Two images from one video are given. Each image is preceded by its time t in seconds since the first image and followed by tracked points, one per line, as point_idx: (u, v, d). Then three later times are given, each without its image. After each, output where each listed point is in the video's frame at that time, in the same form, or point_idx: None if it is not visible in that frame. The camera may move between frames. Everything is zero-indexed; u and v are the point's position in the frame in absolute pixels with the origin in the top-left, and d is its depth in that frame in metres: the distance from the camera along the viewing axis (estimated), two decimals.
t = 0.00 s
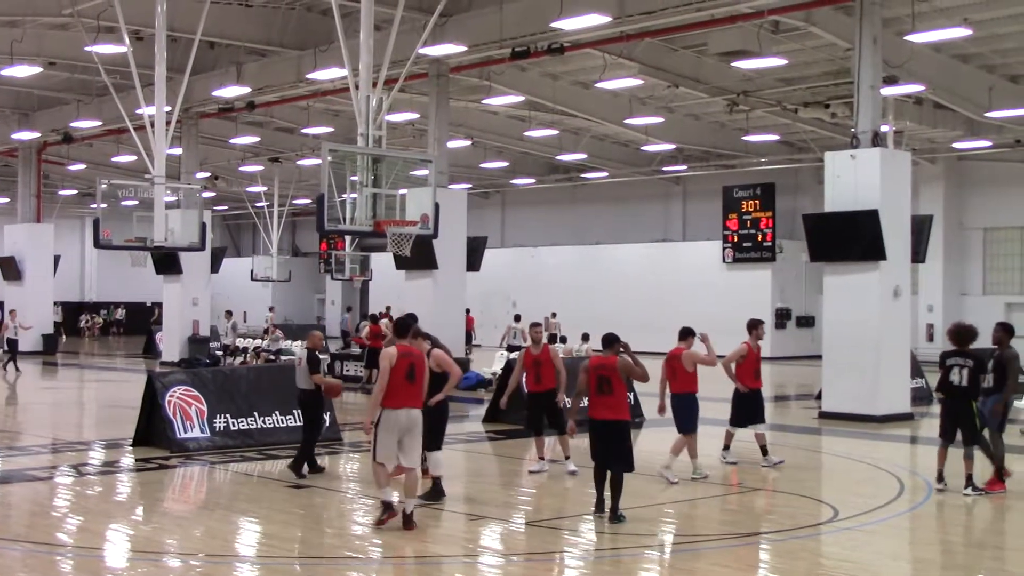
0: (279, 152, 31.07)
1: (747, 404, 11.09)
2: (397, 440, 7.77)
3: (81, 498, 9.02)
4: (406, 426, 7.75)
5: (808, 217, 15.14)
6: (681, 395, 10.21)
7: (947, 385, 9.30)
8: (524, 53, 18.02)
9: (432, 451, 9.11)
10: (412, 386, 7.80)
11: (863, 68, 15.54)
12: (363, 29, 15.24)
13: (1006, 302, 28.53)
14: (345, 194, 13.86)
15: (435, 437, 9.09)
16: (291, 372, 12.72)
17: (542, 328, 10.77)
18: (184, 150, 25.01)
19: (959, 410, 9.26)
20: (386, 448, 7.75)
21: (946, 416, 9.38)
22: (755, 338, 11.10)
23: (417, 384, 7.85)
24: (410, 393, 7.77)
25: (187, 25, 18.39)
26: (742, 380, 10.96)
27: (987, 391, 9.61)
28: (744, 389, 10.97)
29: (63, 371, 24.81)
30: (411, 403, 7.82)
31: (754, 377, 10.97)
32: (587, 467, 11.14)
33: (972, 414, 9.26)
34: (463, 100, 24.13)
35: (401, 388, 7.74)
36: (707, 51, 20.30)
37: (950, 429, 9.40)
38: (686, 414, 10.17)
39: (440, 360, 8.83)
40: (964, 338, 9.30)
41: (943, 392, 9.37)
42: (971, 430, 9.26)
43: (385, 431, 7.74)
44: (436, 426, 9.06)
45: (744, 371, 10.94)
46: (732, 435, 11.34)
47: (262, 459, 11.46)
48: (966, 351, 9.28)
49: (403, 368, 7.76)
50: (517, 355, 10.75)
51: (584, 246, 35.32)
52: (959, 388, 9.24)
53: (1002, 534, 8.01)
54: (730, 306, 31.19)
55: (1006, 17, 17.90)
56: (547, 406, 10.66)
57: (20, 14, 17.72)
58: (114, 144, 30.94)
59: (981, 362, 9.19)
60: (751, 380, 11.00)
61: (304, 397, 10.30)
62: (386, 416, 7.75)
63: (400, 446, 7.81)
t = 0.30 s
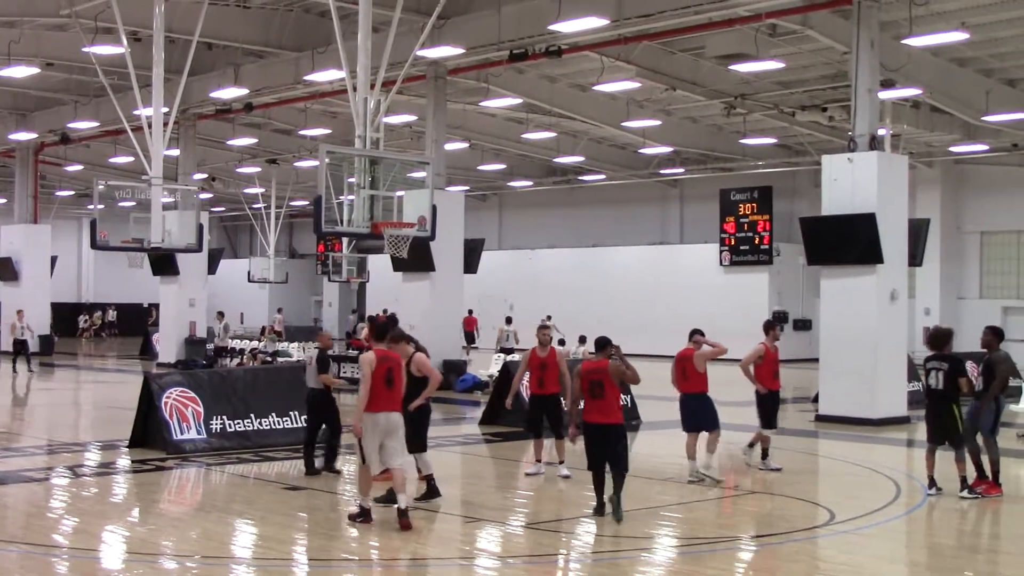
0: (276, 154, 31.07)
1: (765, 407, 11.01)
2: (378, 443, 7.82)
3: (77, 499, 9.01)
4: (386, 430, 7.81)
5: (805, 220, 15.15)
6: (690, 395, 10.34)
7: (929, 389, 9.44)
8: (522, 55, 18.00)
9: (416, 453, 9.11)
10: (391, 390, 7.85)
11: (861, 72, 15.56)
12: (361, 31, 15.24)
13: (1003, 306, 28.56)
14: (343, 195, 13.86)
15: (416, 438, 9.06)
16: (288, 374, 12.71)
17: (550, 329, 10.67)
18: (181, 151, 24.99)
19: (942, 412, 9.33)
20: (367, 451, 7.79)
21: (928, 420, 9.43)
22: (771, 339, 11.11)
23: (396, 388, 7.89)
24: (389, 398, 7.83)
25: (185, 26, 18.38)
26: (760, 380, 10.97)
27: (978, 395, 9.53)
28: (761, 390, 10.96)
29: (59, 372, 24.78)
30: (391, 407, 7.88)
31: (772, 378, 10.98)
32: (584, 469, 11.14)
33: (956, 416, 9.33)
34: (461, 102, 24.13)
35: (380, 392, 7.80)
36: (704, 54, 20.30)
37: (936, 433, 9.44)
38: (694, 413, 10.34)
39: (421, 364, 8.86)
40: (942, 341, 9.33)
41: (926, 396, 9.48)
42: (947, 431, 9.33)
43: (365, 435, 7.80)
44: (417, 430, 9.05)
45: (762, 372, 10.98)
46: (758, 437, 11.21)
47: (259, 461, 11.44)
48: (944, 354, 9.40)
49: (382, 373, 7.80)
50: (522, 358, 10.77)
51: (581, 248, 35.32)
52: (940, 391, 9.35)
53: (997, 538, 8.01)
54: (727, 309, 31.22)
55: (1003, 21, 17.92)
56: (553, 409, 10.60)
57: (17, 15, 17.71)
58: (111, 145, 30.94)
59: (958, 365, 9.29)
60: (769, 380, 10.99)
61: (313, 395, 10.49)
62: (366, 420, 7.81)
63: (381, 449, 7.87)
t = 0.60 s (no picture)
0: (275, 156, 31.07)
1: (783, 411, 10.87)
2: (358, 439, 8.10)
3: (76, 502, 9.01)
4: (365, 425, 8.09)
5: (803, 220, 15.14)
6: (701, 397, 10.34)
7: (920, 390, 9.36)
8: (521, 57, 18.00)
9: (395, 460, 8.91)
10: (368, 388, 8.17)
11: (860, 73, 15.57)
12: (359, 32, 15.23)
13: (1002, 307, 28.57)
14: (341, 198, 13.85)
15: (399, 443, 8.89)
16: (287, 376, 12.71)
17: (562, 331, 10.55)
18: (179, 153, 25.00)
19: (935, 412, 9.27)
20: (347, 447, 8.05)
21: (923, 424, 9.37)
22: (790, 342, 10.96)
23: (372, 385, 8.20)
24: (365, 395, 8.12)
25: (183, 28, 18.39)
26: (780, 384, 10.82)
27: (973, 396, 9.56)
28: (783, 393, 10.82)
29: (57, 374, 24.75)
30: (367, 404, 8.16)
31: (792, 381, 10.83)
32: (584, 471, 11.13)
33: (948, 415, 9.26)
34: (459, 104, 24.13)
35: (358, 389, 8.11)
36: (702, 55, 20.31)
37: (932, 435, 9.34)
38: (704, 415, 10.34)
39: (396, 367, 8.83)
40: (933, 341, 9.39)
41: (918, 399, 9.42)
42: (945, 434, 9.26)
43: (345, 431, 8.07)
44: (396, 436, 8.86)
45: (783, 376, 10.82)
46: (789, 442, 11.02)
47: (258, 463, 11.42)
48: (930, 355, 9.41)
49: (360, 370, 8.11)
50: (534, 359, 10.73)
51: (579, 250, 35.32)
52: (930, 390, 9.30)
53: (998, 539, 8.01)
54: (726, 310, 31.21)
55: (1001, 23, 17.94)
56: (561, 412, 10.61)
57: (15, 17, 17.70)
58: (110, 148, 30.95)
59: (948, 363, 9.30)
60: (790, 385, 10.85)
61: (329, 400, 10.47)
62: (346, 417, 8.10)
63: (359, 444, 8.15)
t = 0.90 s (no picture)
0: (273, 156, 31.07)
1: (807, 410, 10.83)
2: (336, 440, 8.19)
3: (74, 502, 9.00)
4: (344, 426, 8.20)
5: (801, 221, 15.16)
6: (715, 395, 10.33)
7: (911, 393, 9.37)
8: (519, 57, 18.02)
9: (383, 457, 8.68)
10: (347, 389, 8.26)
11: (858, 74, 15.58)
12: (357, 32, 15.19)
13: (1000, 308, 28.60)
14: (340, 198, 13.83)
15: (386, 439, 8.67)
16: (284, 377, 12.71)
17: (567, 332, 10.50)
18: (178, 153, 24.99)
19: (927, 416, 9.27)
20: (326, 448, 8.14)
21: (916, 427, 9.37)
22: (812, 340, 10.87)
23: (350, 387, 8.31)
24: (345, 396, 8.21)
25: (182, 29, 18.39)
26: (803, 382, 10.74)
27: (968, 397, 9.60)
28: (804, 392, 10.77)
29: (56, 374, 24.76)
30: (346, 405, 8.25)
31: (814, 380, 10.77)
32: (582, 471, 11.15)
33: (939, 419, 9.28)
34: (458, 104, 24.14)
35: (338, 391, 8.19)
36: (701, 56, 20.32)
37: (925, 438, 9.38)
38: (712, 412, 10.37)
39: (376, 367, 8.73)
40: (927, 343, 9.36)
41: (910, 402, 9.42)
42: (933, 437, 9.30)
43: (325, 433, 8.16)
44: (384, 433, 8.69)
45: (806, 375, 10.74)
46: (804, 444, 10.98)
47: (256, 463, 11.43)
48: (922, 357, 9.40)
49: (340, 372, 8.21)
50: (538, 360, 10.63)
51: (578, 250, 35.34)
52: (922, 393, 9.30)
53: (995, 540, 8.01)
54: (725, 311, 31.22)
55: (1000, 24, 17.95)
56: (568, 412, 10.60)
57: (13, 18, 17.70)
58: (108, 148, 30.94)
59: (939, 366, 9.31)
60: (813, 383, 10.79)
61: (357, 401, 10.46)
62: (325, 418, 8.18)
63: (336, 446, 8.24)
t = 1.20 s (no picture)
0: (271, 154, 31.06)
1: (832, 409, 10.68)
2: (312, 432, 8.48)
3: (74, 501, 9.01)
4: (321, 420, 8.49)
5: (800, 217, 15.17)
6: (723, 392, 10.38)
7: (904, 388, 9.38)
8: (516, 55, 18.03)
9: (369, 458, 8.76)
10: (327, 382, 8.53)
11: (856, 70, 15.59)
12: (355, 31, 15.16)
13: (999, 304, 28.61)
14: (338, 196, 13.84)
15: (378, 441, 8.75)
16: (283, 376, 12.72)
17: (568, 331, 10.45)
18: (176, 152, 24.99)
19: (919, 411, 9.27)
20: (303, 440, 8.43)
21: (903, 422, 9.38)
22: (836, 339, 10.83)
23: (332, 380, 8.57)
24: (325, 390, 8.50)
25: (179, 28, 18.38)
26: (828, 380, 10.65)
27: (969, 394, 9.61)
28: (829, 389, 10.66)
29: (55, 374, 24.76)
30: (325, 399, 8.53)
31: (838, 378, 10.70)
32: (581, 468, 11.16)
33: (929, 415, 9.28)
34: (456, 102, 24.13)
35: (318, 385, 8.46)
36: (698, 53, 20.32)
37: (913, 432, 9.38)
38: (717, 410, 10.41)
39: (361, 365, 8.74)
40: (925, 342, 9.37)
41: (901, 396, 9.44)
42: (923, 434, 9.26)
43: (302, 424, 8.44)
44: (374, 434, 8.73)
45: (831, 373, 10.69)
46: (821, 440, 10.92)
47: (255, 462, 11.44)
48: (920, 353, 9.37)
49: (321, 366, 8.47)
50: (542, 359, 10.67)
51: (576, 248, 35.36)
52: (914, 390, 9.30)
53: (994, 536, 8.03)
54: (723, 308, 31.23)
55: (997, 20, 17.97)
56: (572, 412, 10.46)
57: (11, 17, 17.68)
58: (106, 147, 30.93)
59: (934, 365, 9.28)
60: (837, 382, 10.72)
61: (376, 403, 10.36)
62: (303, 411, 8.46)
63: (313, 438, 8.52)
